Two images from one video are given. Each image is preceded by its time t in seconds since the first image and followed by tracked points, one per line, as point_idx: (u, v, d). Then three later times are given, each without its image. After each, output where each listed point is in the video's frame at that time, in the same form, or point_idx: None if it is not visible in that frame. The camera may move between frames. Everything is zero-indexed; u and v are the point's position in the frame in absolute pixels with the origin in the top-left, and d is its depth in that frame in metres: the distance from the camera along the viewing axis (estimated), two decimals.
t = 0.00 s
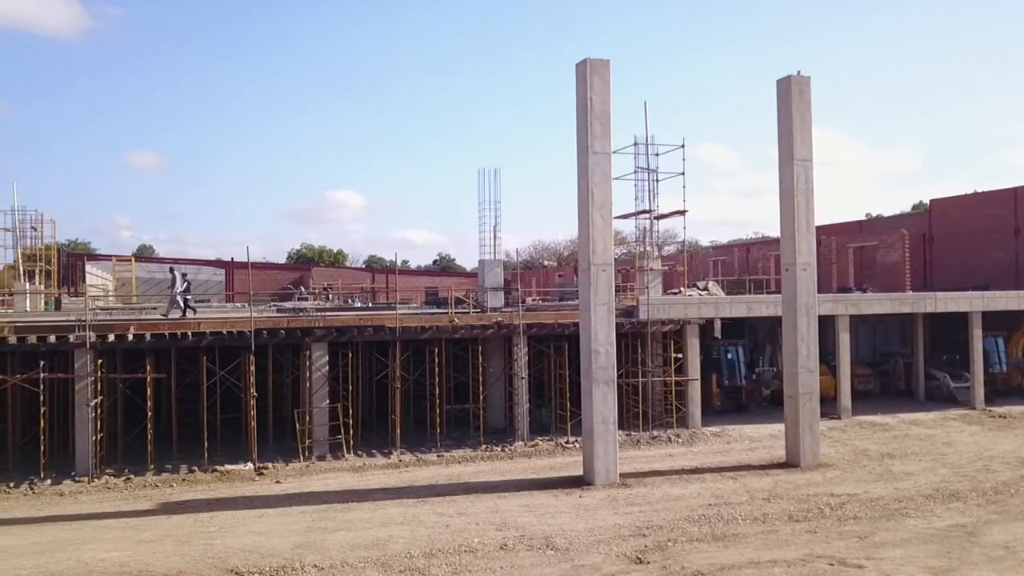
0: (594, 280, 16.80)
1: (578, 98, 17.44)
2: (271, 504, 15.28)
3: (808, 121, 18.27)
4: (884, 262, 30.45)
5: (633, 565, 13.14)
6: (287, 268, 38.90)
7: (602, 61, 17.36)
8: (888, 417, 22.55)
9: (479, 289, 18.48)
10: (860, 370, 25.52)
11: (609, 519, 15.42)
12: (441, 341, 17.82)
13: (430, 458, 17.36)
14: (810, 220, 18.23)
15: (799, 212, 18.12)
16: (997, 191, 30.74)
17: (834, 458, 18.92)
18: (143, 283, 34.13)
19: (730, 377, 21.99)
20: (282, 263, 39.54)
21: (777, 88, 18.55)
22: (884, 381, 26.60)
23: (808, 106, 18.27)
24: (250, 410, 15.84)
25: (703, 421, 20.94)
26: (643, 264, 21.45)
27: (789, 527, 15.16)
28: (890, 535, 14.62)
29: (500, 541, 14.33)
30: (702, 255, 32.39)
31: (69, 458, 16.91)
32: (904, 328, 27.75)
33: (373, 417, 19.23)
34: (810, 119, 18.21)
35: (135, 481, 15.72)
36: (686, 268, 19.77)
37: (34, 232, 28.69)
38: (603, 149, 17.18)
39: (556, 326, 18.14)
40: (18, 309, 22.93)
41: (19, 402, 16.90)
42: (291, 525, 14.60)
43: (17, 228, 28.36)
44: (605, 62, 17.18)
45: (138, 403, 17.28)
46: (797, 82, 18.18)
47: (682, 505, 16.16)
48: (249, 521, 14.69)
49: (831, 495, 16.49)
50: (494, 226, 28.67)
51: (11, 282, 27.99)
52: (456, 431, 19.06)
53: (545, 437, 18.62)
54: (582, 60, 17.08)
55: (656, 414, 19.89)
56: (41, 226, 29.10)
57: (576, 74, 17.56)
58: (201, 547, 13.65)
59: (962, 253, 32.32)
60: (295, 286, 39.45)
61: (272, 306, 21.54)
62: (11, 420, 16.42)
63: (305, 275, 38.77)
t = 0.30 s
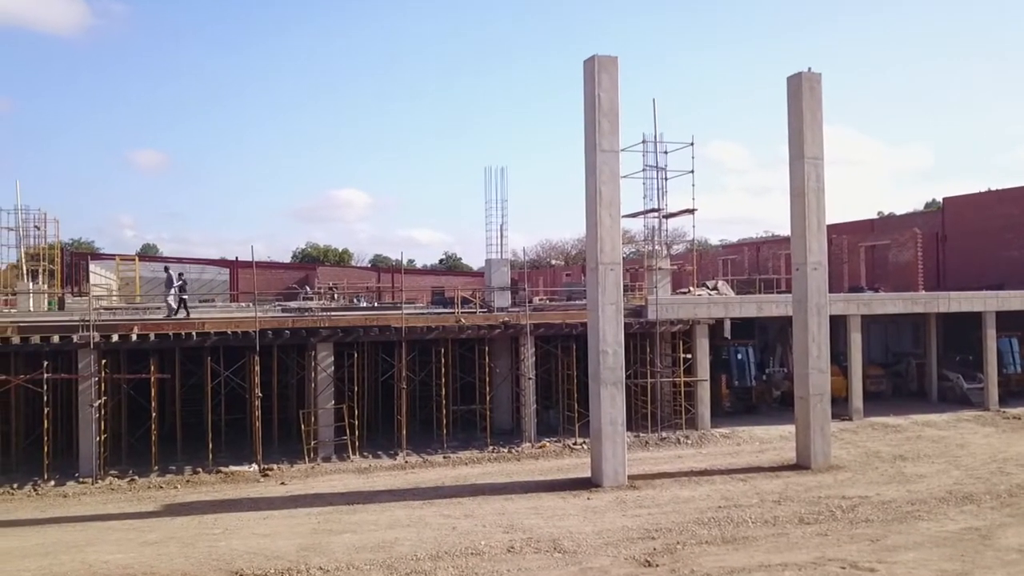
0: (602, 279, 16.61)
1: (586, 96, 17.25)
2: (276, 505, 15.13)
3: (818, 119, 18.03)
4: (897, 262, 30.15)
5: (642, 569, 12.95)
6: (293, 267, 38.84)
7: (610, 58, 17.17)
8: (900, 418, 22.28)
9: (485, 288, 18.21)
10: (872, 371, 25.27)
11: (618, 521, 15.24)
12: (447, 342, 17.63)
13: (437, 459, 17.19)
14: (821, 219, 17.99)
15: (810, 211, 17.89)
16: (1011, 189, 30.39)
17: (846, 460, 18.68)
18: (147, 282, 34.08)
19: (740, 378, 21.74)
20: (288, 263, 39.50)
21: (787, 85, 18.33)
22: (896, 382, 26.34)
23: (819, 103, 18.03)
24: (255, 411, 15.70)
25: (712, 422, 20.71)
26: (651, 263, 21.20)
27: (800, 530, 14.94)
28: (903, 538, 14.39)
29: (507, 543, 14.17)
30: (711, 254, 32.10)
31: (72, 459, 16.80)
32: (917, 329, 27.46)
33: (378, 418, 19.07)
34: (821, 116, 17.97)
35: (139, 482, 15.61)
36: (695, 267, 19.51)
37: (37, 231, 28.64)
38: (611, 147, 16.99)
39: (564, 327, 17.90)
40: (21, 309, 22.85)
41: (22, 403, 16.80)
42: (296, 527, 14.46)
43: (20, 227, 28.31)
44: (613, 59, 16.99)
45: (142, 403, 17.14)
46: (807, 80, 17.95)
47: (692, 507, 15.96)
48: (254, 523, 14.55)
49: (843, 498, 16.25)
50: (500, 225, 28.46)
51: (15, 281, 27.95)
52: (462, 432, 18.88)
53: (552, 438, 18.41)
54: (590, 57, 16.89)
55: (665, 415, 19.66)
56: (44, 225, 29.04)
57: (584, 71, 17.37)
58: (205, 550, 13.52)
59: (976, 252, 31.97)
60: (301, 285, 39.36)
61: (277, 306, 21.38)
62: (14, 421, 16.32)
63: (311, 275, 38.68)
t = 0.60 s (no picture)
0: (616, 279, 16.41)
1: (599, 93, 17.09)
2: (288, 507, 15.00)
3: (835, 116, 17.77)
4: (916, 261, 29.81)
5: (657, 572, 12.74)
6: (305, 268, 38.83)
7: (624, 55, 16.99)
8: (919, 420, 21.96)
9: (497, 288, 17.94)
10: (890, 372, 24.96)
11: (633, 523, 15.03)
12: (459, 342, 17.45)
13: (450, 460, 17.01)
14: (838, 217, 17.74)
15: (827, 209, 17.64)
16: None
17: (864, 462, 18.39)
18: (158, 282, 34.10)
19: (756, 379, 21.46)
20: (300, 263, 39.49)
21: (803, 82, 18.09)
22: (916, 383, 26.06)
23: (836, 100, 17.77)
24: (266, 412, 15.57)
25: (729, 423, 20.45)
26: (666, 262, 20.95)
27: (818, 532, 14.68)
28: (923, 542, 14.11)
29: (521, 545, 13.98)
30: (725, 253, 31.79)
31: (84, 460, 16.75)
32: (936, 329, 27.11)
33: (391, 419, 18.92)
34: (838, 114, 17.71)
35: (151, 483, 15.51)
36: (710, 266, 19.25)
37: (48, 231, 28.68)
38: (624, 145, 16.81)
39: (577, 327, 17.64)
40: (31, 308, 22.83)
41: (34, 403, 16.75)
42: (308, 529, 14.32)
43: (31, 227, 28.34)
44: (627, 56, 16.82)
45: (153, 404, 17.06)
46: (824, 76, 17.71)
47: (708, 510, 15.74)
48: (266, 525, 14.43)
49: (861, 500, 15.97)
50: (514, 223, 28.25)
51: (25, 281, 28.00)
52: (475, 433, 18.71)
53: (566, 440, 18.17)
54: (603, 54, 16.73)
55: (681, 416, 19.41)
56: (55, 225, 29.07)
57: (597, 69, 17.20)
58: (217, 551, 13.40)
59: (997, 250, 31.54)
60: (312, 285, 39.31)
61: (289, 306, 21.25)
62: (26, 421, 16.28)
63: (323, 275, 38.63)
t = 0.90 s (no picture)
0: (668, 277, 16.06)
1: (651, 88, 16.76)
2: (338, 505, 15.00)
3: (895, 109, 17.18)
4: (980, 258, 28.86)
5: None
6: (354, 266, 39.04)
7: (676, 49, 16.64)
8: (983, 424, 21.23)
9: (546, 286, 17.56)
10: (953, 374, 24.21)
11: (685, 526, 14.74)
12: (509, 341, 17.28)
13: (499, 460, 16.86)
14: (899, 214, 17.15)
15: (887, 206, 17.08)
16: None
17: (926, 466, 17.81)
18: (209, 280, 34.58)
19: (813, 380, 21.01)
20: (348, 261, 39.73)
21: (862, 75, 17.54)
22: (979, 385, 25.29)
23: (896, 93, 17.18)
24: (317, 410, 15.59)
25: (784, 425, 19.99)
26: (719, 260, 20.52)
27: (878, 538, 14.24)
28: (988, 549, 13.59)
29: (572, 547, 13.79)
30: (781, 251, 31.13)
31: (139, 456, 16.97)
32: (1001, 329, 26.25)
33: (440, 418, 18.83)
34: (898, 107, 17.12)
35: (204, 480, 15.63)
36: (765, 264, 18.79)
37: (103, 230, 29.19)
38: (677, 141, 16.47)
39: (628, 326, 17.29)
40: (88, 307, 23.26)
41: (90, 400, 17.01)
42: (358, 528, 14.30)
43: (87, 226, 28.88)
44: (679, 50, 16.47)
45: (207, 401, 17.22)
46: (883, 69, 17.16)
47: (763, 514, 15.37)
48: (317, 523, 14.43)
49: (923, 506, 15.44)
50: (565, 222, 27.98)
51: (83, 279, 28.57)
52: (525, 433, 18.54)
53: (617, 441, 17.89)
54: (655, 48, 16.40)
55: (735, 418, 18.99)
56: (111, 224, 29.58)
57: (648, 64, 16.88)
58: (269, 548, 13.44)
59: None
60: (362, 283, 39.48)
61: (338, 305, 21.29)
62: (83, 418, 16.54)
63: (371, 273, 38.78)
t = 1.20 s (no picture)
0: (696, 276, 15.85)
1: (679, 84, 16.49)
2: (363, 506, 14.89)
3: (929, 104, 16.78)
4: (1017, 257, 28.27)
5: None
6: (378, 265, 39.05)
7: (705, 44, 16.35)
8: (1021, 426, 20.75)
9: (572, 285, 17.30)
10: (988, 375, 23.72)
11: (713, 529, 14.49)
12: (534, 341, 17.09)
13: (525, 461, 16.68)
14: (933, 211, 16.76)
15: (921, 203, 16.70)
16: None
17: (961, 470, 17.41)
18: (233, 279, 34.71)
19: (844, 381, 20.72)
20: (373, 260, 39.74)
21: (895, 70, 17.15)
22: (1016, 386, 24.75)
23: (931, 88, 16.78)
24: (342, 410, 15.49)
25: (815, 427, 19.65)
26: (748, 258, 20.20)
27: (911, 543, 13.90)
28: None
29: (598, 550, 13.58)
30: (812, 249, 30.68)
31: (164, 456, 16.98)
32: None
33: (465, 418, 18.68)
34: (932, 102, 16.72)
35: (228, 480, 15.58)
36: (796, 263, 18.44)
37: (129, 230, 29.34)
38: (705, 138, 16.20)
39: (656, 327, 17.03)
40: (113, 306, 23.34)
41: (115, 400, 17.04)
42: (383, 529, 14.18)
43: (113, 226, 29.04)
44: (708, 45, 16.18)
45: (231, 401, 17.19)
46: (917, 63, 16.76)
47: (792, 517, 15.08)
48: (341, 524, 14.34)
49: (957, 510, 15.05)
50: (592, 220, 27.72)
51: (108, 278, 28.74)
52: (551, 434, 18.34)
53: (644, 442, 17.65)
54: (683, 43, 16.12)
55: (764, 419, 18.67)
56: (136, 224, 29.72)
57: (676, 59, 16.61)
58: (293, 549, 13.35)
59: None
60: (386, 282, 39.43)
61: (362, 304, 21.19)
62: (108, 417, 16.57)
63: (396, 272, 38.74)
